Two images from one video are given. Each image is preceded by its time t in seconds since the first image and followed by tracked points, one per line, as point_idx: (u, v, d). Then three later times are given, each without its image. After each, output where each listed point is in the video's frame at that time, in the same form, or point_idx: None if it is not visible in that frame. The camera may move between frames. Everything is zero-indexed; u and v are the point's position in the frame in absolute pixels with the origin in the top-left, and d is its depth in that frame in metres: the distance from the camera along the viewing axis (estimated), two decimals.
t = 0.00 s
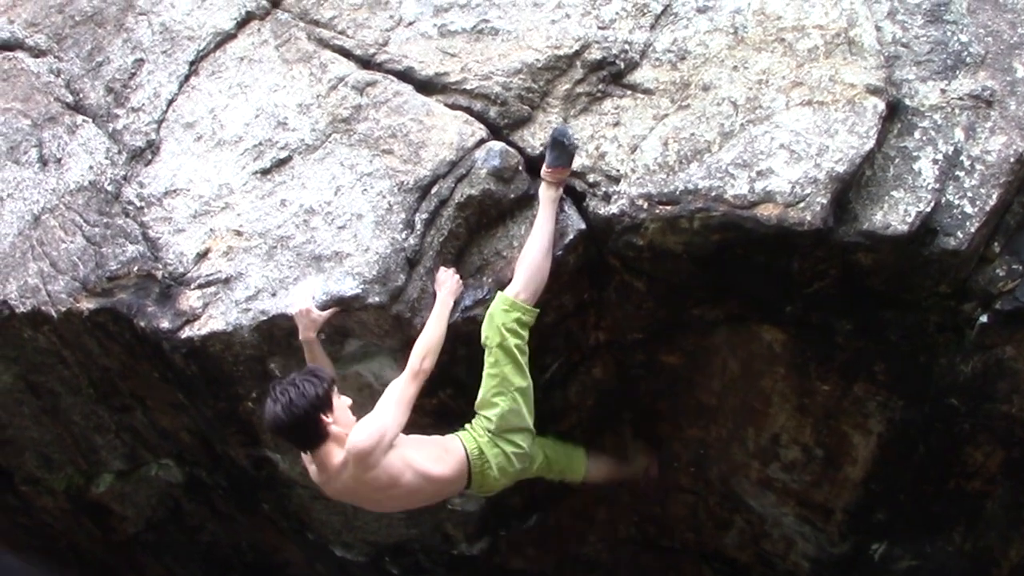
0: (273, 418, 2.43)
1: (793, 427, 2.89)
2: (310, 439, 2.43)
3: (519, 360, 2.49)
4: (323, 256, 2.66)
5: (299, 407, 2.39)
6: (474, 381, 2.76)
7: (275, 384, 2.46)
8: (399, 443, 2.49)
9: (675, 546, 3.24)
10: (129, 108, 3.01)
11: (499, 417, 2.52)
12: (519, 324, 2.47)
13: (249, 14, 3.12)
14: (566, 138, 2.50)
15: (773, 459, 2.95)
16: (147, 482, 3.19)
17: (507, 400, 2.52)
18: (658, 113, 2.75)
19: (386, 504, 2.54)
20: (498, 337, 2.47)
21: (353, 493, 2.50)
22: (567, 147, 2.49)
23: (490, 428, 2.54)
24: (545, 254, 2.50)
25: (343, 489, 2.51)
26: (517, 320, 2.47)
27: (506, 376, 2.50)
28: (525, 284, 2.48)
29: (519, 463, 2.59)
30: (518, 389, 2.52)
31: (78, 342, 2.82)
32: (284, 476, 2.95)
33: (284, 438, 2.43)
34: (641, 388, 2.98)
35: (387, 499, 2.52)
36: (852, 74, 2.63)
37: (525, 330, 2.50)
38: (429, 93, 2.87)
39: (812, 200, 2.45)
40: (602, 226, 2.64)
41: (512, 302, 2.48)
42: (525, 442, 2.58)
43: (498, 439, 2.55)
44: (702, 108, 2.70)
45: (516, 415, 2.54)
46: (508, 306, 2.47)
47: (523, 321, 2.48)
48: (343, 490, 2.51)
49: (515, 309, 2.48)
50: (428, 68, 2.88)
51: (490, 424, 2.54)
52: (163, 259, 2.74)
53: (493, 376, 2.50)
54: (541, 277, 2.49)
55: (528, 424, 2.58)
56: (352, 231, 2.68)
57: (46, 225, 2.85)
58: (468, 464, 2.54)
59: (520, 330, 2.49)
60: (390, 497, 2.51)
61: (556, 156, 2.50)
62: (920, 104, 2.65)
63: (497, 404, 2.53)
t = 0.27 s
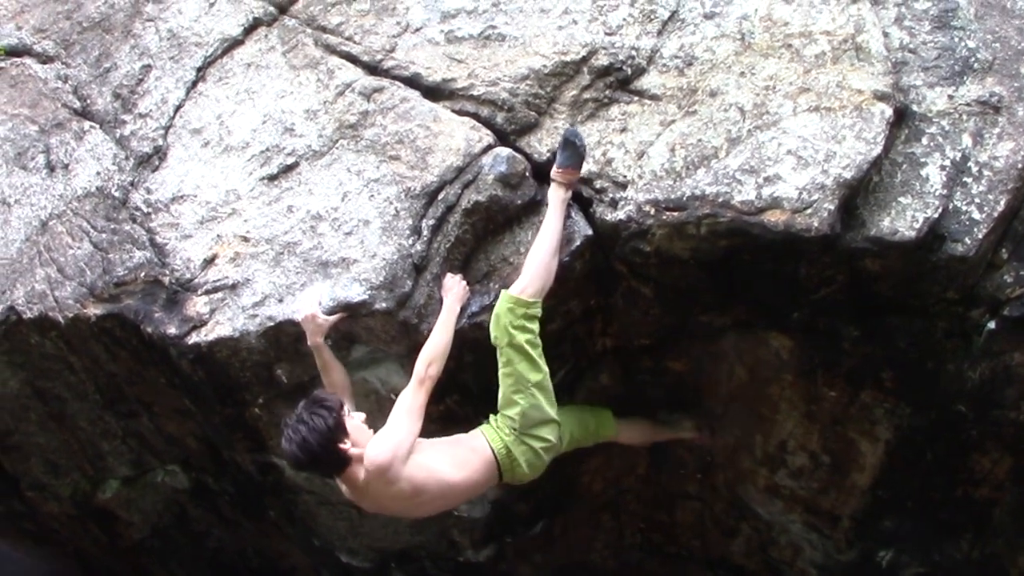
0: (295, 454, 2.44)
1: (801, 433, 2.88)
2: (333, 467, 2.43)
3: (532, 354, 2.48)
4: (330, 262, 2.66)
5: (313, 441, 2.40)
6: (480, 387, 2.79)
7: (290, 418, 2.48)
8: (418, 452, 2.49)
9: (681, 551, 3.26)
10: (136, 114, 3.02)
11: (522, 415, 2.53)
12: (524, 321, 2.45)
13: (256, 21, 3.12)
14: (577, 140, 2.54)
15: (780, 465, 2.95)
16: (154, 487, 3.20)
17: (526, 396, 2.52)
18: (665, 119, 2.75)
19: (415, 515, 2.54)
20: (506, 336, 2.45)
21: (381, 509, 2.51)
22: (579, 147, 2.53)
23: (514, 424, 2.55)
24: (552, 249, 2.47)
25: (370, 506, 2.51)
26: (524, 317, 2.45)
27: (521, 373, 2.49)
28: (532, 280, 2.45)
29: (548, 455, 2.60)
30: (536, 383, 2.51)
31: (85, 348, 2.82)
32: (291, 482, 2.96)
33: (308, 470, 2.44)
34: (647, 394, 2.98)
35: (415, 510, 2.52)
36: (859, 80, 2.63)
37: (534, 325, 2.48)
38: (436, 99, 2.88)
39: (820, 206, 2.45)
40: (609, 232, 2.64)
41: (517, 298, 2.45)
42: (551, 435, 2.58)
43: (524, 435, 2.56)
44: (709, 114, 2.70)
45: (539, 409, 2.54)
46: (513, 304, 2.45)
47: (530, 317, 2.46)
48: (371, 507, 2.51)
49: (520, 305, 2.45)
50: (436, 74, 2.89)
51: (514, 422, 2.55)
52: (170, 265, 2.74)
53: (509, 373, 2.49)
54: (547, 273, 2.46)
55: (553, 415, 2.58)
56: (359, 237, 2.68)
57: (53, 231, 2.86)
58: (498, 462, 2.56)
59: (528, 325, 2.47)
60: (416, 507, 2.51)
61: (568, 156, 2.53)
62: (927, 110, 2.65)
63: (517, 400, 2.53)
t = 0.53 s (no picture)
0: (302, 456, 2.43)
1: (808, 441, 2.88)
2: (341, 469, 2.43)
3: (538, 348, 2.45)
4: (336, 269, 2.66)
5: (320, 445, 2.39)
6: (486, 394, 2.79)
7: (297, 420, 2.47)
8: (420, 450, 2.48)
9: (688, 560, 3.22)
10: (143, 121, 3.02)
11: (529, 413, 2.50)
12: (530, 314, 2.43)
13: (263, 28, 3.11)
14: (585, 142, 2.57)
15: (787, 474, 2.94)
16: (160, 494, 3.20)
17: (532, 393, 2.49)
18: (671, 126, 2.75)
19: (419, 517, 2.53)
20: (512, 329, 2.44)
21: (385, 510, 2.50)
22: (587, 149, 2.56)
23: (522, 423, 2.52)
24: (559, 248, 2.49)
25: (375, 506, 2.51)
26: (530, 310, 2.43)
27: (527, 369, 2.46)
28: (539, 276, 2.46)
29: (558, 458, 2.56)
30: (543, 380, 2.48)
31: (91, 354, 2.82)
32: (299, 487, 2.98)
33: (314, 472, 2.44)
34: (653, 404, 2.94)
35: (419, 511, 2.51)
36: (866, 87, 2.62)
37: (541, 319, 2.46)
38: (443, 106, 2.88)
39: (826, 213, 2.44)
40: (615, 239, 2.64)
41: (523, 292, 2.44)
42: (560, 434, 2.54)
43: (531, 434, 2.52)
44: (715, 122, 2.69)
45: (546, 407, 2.50)
46: (520, 297, 2.44)
47: (537, 311, 2.45)
48: (376, 507, 2.51)
49: (526, 297, 2.44)
50: (442, 81, 2.89)
51: (521, 421, 2.52)
52: (176, 272, 2.74)
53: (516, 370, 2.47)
54: (552, 272, 2.47)
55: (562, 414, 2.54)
56: (365, 244, 2.68)
57: (60, 238, 2.86)
58: (504, 463, 2.53)
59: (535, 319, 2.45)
60: (420, 507, 2.50)
61: (576, 158, 2.55)
62: (935, 117, 2.64)
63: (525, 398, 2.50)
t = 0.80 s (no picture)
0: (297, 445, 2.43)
1: (814, 450, 2.87)
2: (337, 462, 2.43)
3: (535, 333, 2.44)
4: (341, 276, 2.66)
5: (318, 437, 2.39)
6: (491, 401, 2.79)
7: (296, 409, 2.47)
8: (419, 445, 2.49)
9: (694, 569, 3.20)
10: (149, 129, 3.03)
11: (524, 403, 2.46)
12: (526, 299, 2.44)
13: (269, 36, 3.12)
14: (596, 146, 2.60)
15: (793, 482, 2.93)
16: (166, 502, 3.20)
17: (528, 381, 2.45)
18: (676, 133, 2.74)
19: (418, 513, 2.52)
20: (508, 315, 2.44)
21: (384, 506, 2.50)
22: (597, 153, 2.59)
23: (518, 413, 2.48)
24: (561, 242, 2.54)
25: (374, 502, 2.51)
26: (527, 296, 2.45)
27: (523, 355, 2.44)
28: (538, 265, 2.50)
29: (556, 450, 2.51)
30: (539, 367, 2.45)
31: (97, 361, 2.82)
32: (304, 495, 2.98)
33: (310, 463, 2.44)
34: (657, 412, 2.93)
35: (417, 506, 2.50)
36: (872, 95, 2.62)
37: (537, 306, 2.47)
38: (448, 114, 2.88)
39: (832, 221, 2.44)
40: (620, 247, 2.63)
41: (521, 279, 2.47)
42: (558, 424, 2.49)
43: (528, 425, 2.48)
44: (721, 129, 2.69)
45: (543, 395, 2.46)
46: (518, 285, 2.46)
47: (534, 298, 2.46)
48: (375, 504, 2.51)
49: (523, 283, 2.46)
50: (448, 89, 2.89)
51: (518, 412, 2.48)
52: (182, 279, 2.75)
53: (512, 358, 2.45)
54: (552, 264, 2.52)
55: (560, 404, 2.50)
56: (370, 251, 2.68)
57: (66, 245, 2.87)
58: (502, 456, 2.50)
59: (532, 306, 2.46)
60: (418, 503, 2.49)
61: (586, 161, 2.59)
62: (940, 125, 2.63)
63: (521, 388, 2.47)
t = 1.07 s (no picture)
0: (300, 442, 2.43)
1: (819, 455, 2.86)
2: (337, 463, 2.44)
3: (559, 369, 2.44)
4: (346, 282, 2.66)
5: (321, 437, 2.39)
6: (495, 406, 2.78)
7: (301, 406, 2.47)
8: (420, 459, 2.47)
9: None
10: (154, 135, 3.03)
11: (536, 436, 2.45)
12: (553, 331, 2.43)
13: (274, 42, 3.12)
14: (594, 154, 2.55)
15: (799, 488, 2.93)
16: (171, 507, 3.20)
17: (543, 414, 2.45)
18: (681, 139, 2.75)
19: (410, 523, 2.51)
20: (535, 345, 2.43)
21: (377, 512, 2.49)
22: (596, 160, 2.54)
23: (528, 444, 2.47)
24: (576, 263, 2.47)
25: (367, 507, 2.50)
26: (554, 328, 2.43)
27: (543, 388, 2.44)
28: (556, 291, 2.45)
29: (559, 481, 2.51)
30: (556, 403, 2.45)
31: (101, 367, 2.82)
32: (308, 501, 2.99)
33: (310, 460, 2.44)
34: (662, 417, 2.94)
35: (410, 518, 2.49)
36: (877, 101, 2.62)
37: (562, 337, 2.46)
38: (453, 120, 2.88)
39: (837, 227, 2.43)
40: (625, 253, 2.64)
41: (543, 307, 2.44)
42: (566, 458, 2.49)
43: (535, 456, 2.48)
44: (726, 135, 2.69)
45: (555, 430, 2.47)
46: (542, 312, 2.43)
47: (559, 329, 2.45)
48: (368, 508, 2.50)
49: (551, 314, 2.44)
50: (453, 95, 2.89)
51: (527, 442, 2.47)
52: (187, 285, 2.75)
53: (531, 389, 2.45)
54: (575, 282, 2.46)
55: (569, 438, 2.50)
56: (375, 257, 2.68)
57: (71, 251, 2.87)
58: (504, 485, 2.49)
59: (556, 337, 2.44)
60: (412, 514, 2.48)
61: (586, 169, 2.54)
62: (946, 131, 2.63)
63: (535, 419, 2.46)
